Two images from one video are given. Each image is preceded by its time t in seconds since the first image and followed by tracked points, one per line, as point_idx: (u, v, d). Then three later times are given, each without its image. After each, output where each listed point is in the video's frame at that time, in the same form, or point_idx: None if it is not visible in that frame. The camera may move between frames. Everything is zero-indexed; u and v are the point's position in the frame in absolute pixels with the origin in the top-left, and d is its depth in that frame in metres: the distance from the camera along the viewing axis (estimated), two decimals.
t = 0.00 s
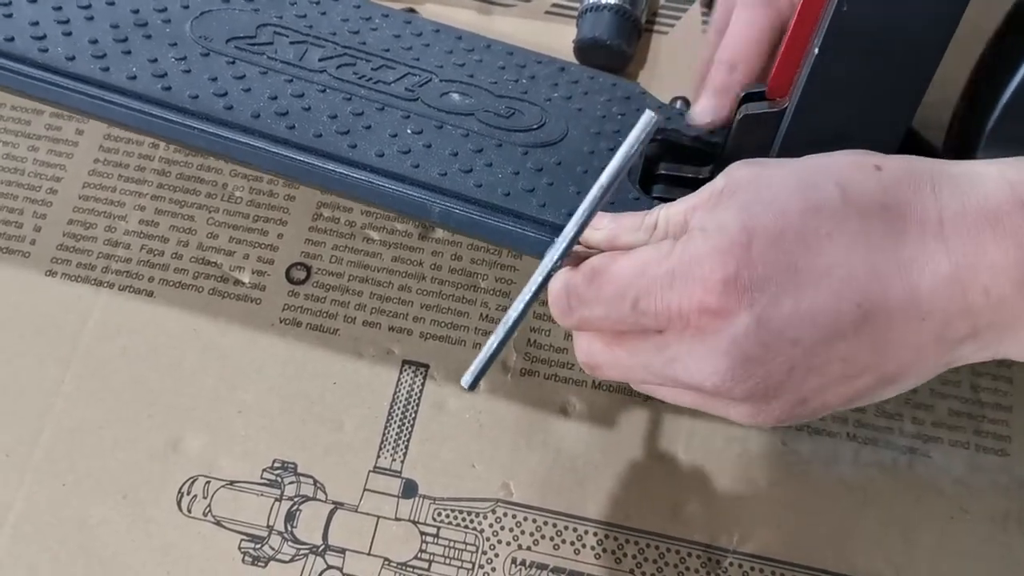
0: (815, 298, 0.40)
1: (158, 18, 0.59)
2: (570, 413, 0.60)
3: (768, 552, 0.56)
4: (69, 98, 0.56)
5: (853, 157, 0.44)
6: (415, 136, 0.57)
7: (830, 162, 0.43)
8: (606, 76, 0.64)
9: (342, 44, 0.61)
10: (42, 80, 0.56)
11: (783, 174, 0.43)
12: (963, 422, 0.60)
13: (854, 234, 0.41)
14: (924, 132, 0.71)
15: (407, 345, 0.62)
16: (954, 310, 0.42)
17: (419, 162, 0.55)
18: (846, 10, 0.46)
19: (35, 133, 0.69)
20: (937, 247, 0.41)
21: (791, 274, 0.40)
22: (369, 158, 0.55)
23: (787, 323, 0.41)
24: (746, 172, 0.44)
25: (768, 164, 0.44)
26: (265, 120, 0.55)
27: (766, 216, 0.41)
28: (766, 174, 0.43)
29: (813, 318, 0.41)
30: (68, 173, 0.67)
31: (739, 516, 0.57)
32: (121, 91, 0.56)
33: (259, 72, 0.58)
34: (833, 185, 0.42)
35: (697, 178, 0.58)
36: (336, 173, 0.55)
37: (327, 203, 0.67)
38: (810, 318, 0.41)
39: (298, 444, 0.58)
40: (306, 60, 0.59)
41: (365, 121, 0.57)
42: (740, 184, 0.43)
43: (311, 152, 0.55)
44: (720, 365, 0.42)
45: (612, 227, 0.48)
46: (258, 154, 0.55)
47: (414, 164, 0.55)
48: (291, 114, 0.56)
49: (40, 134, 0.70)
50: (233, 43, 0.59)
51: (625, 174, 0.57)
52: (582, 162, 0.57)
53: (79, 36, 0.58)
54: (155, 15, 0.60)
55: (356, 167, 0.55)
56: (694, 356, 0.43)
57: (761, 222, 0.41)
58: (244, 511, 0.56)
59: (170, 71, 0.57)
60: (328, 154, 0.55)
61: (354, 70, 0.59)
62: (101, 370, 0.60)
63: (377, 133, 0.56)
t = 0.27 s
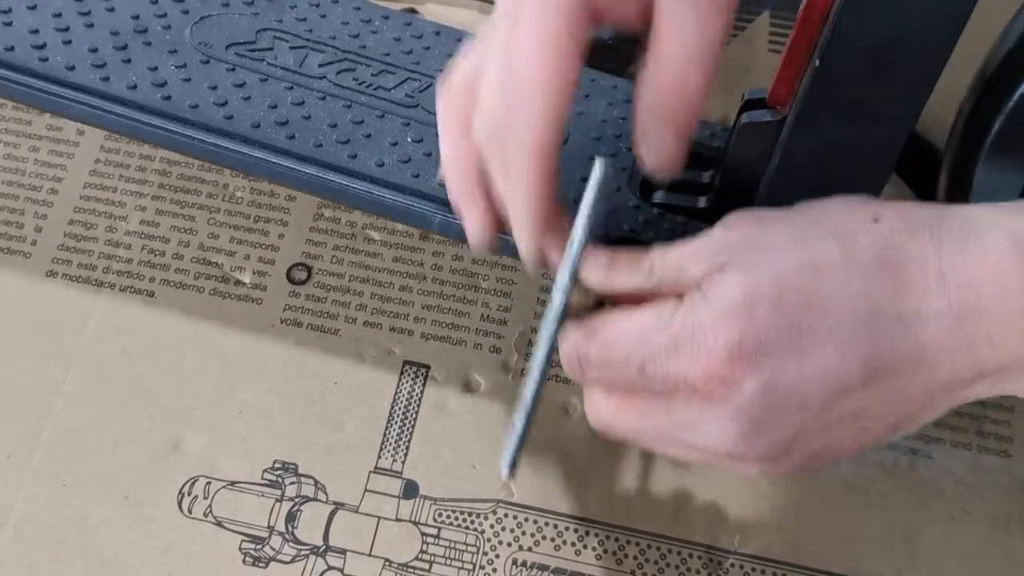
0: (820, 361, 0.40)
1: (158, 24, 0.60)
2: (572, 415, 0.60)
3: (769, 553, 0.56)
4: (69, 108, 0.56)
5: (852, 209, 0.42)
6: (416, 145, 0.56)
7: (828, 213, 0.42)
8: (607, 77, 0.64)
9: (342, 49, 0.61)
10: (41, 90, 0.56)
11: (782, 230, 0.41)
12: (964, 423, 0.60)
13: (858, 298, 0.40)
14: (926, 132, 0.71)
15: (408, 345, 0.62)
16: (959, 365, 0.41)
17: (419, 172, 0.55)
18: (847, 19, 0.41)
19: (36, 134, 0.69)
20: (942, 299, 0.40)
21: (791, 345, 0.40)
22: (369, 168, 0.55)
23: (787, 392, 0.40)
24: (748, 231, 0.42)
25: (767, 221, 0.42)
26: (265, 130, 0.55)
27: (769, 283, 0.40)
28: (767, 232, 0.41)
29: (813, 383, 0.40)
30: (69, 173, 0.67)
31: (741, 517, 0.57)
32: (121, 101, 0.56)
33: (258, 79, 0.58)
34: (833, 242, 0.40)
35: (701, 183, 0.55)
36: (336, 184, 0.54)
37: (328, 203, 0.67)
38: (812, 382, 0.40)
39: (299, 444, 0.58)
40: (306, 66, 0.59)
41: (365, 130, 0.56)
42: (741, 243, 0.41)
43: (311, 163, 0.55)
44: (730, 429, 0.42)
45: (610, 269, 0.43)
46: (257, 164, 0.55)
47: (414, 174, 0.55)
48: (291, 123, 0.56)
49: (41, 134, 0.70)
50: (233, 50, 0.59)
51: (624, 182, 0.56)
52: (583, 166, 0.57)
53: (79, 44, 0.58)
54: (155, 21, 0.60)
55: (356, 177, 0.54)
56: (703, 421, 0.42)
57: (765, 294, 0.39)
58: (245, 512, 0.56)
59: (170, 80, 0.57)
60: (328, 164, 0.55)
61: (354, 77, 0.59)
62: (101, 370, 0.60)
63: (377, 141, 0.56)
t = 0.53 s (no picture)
0: (847, 429, 0.39)
1: (155, 34, 0.60)
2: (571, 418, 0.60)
3: (769, 557, 0.56)
4: (67, 124, 0.56)
5: (869, 270, 0.42)
6: (414, 157, 0.56)
7: (851, 271, 0.41)
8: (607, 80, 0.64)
9: (339, 57, 0.61)
10: (37, 106, 0.56)
11: (804, 291, 0.41)
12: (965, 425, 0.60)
13: (876, 364, 0.39)
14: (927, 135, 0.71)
15: (407, 348, 0.62)
16: (986, 418, 0.41)
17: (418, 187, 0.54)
18: (844, 41, 0.40)
19: (35, 135, 0.69)
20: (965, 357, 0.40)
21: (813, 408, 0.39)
22: (368, 184, 0.54)
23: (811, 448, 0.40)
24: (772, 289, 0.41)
25: (791, 277, 0.41)
26: (263, 145, 0.55)
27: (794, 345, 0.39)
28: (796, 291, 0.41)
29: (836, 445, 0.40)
30: (68, 175, 0.67)
31: (741, 519, 0.57)
32: (119, 116, 0.56)
33: (256, 91, 0.58)
34: (858, 306, 0.40)
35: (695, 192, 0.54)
36: (333, 200, 0.54)
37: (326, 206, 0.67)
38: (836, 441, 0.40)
39: (298, 447, 0.58)
40: (303, 76, 0.59)
41: (362, 143, 0.56)
42: (766, 301, 0.41)
43: (309, 178, 0.54)
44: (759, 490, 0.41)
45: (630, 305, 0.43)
46: (255, 179, 0.55)
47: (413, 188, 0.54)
48: (289, 137, 0.56)
49: (40, 136, 0.70)
50: (231, 60, 0.59)
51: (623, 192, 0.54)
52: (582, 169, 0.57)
53: (76, 57, 0.58)
54: (152, 30, 0.60)
55: (353, 193, 0.54)
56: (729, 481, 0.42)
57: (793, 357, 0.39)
58: (244, 515, 0.56)
59: (167, 93, 0.57)
60: (325, 179, 0.54)
61: (352, 86, 0.59)
62: (100, 372, 0.60)
63: (375, 155, 0.55)
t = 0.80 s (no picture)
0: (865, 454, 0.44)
1: (155, 35, 0.59)
2: (572, 419, 0.60)
3: (771, 558, 0.55)
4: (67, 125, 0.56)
5: (920, 270, 0.43)
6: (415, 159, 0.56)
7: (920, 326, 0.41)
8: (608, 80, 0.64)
9: (340, 57, 0.61)
10: (37, 108, 0.56)
11: (868, 297, 0.42)
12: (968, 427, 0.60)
13: (937, 367, 0.40)
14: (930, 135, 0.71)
15: (408, 349, 0.62)
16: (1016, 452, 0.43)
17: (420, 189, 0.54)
18: (848, 42, 0.40)
19: (36, 136, 0.69)
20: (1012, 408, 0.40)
21: (871, 414, 0.41)
22: (369, 186, 0.54)
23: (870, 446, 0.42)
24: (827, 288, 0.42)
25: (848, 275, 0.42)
26: (264, 147, 0.55)
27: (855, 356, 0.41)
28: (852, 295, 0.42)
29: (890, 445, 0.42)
30: (69, 175, 0.67)
31: (743, 521, 0.57)
32: (120, 118, 0.55)
33: (257, 92, 0.58)
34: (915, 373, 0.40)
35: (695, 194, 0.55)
36: (334, 202, 0.54)
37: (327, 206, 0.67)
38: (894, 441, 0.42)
39: (299, 449, 0.58)
40: (304, 77, 0.59)
41: (364, 144, 0.56)
42: (830, 303, 0.42)
43: (310, 180, 0.54)
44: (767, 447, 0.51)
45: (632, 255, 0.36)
46: (256, 181, 0.54)
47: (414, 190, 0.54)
48: (290, 139, 0.56)
49: (41, 136, 0.69)
50: (231, 61, 0.59)
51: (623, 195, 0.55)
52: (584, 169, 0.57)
53: (76, 58, 0.58)
54: (153, 31, 0.60)
55: (354, 195, 0.54)
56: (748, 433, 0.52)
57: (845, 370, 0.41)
58: (245, 516, 0.56)
59: (168, 94, 0.56)
60: (326, 181, 0.54)
61: (353, 87, 0.59)
62: (101, 373, 0.60)
63: (376, 156, 0.55)
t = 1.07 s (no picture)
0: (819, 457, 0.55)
1: (157, 35, 0.59)
2: (575, 420, 0.59)
3: (775, 559, 0.55)
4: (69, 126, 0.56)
5: (875, 330, 0.50)
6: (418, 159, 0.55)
7: (883, 379, 0.49)
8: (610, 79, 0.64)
9: (342, 57, 0.61)
10: (38, 108, 0.56)
11: (830, 343, 0.49)
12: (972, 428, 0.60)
13: (897, 390, 0.49)
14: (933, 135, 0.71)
15: (410, 349, 0.61)
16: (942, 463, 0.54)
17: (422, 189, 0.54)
18: (853, 43, 0.40)
19: (37, 135, 0.69)
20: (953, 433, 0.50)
21: (847, 436, 0.51)
22: (371, 186, 0.54)
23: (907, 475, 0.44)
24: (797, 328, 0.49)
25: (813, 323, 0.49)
26: (266, 147, 0.55)
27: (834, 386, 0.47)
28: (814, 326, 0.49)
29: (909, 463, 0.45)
30: (70, 175, 0.67)
31: (746, 521, 0.56)
32: (122, 118, 0.55)
33: (259, 92, 0.57)
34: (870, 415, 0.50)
35: (701, 195, 0.55)
36: (336, 203, 0.53)
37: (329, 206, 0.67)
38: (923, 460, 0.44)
39: (302, 449, 0.58)
40: (306, 77, 0.59)
41: (366, 145, 0.56)
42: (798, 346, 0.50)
43: (312, 180, 0.54)
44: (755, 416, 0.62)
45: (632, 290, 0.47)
46: (258, 182, 0.54)
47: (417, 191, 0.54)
48: (292, 139, 0.55)
49: (42, 135, 0.69)
50: (233, 61, 0.59)
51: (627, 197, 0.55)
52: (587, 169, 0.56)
53: (78, 58, 0.57)
54: (154, 31, 0.59)
55: (357, 196, 0.54)
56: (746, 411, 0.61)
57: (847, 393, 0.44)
58: (247, 516, 0.56)
59: (170, 95, 0.56)
60: (328, 182, 0.54)
61: (355, 87, 0.59)
62: (103, 374, 0.60)
63: (378, 157, 0.55)
